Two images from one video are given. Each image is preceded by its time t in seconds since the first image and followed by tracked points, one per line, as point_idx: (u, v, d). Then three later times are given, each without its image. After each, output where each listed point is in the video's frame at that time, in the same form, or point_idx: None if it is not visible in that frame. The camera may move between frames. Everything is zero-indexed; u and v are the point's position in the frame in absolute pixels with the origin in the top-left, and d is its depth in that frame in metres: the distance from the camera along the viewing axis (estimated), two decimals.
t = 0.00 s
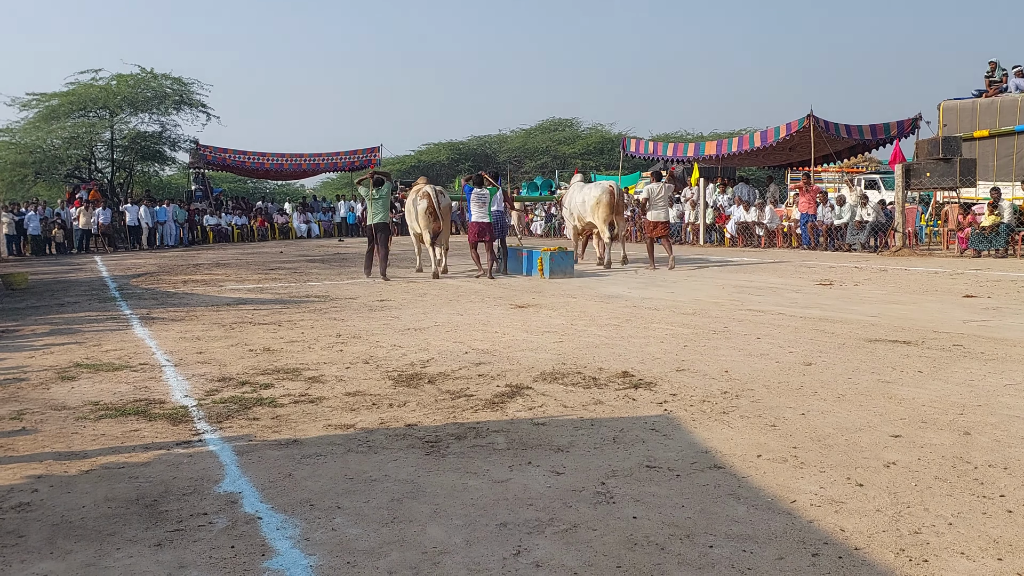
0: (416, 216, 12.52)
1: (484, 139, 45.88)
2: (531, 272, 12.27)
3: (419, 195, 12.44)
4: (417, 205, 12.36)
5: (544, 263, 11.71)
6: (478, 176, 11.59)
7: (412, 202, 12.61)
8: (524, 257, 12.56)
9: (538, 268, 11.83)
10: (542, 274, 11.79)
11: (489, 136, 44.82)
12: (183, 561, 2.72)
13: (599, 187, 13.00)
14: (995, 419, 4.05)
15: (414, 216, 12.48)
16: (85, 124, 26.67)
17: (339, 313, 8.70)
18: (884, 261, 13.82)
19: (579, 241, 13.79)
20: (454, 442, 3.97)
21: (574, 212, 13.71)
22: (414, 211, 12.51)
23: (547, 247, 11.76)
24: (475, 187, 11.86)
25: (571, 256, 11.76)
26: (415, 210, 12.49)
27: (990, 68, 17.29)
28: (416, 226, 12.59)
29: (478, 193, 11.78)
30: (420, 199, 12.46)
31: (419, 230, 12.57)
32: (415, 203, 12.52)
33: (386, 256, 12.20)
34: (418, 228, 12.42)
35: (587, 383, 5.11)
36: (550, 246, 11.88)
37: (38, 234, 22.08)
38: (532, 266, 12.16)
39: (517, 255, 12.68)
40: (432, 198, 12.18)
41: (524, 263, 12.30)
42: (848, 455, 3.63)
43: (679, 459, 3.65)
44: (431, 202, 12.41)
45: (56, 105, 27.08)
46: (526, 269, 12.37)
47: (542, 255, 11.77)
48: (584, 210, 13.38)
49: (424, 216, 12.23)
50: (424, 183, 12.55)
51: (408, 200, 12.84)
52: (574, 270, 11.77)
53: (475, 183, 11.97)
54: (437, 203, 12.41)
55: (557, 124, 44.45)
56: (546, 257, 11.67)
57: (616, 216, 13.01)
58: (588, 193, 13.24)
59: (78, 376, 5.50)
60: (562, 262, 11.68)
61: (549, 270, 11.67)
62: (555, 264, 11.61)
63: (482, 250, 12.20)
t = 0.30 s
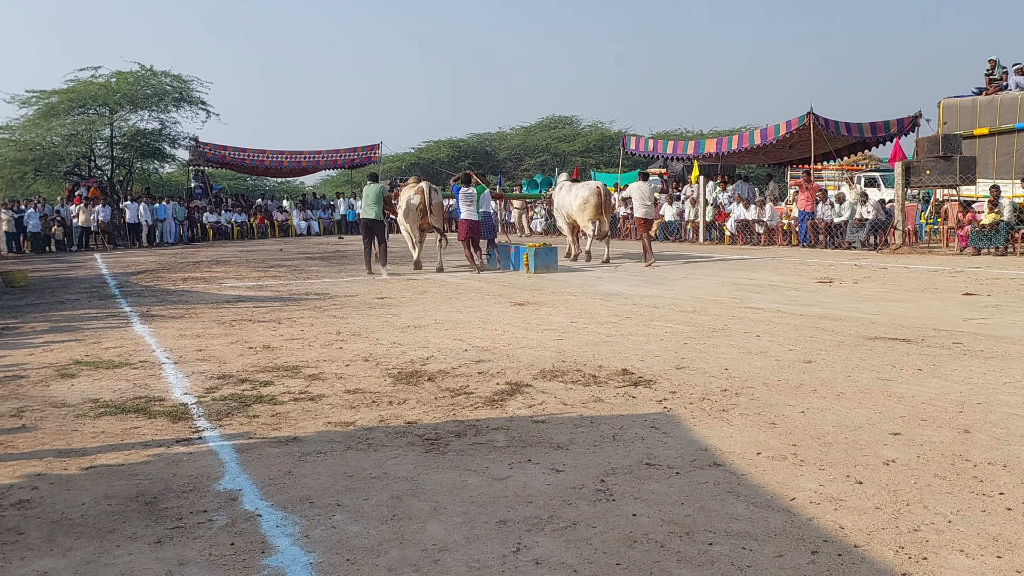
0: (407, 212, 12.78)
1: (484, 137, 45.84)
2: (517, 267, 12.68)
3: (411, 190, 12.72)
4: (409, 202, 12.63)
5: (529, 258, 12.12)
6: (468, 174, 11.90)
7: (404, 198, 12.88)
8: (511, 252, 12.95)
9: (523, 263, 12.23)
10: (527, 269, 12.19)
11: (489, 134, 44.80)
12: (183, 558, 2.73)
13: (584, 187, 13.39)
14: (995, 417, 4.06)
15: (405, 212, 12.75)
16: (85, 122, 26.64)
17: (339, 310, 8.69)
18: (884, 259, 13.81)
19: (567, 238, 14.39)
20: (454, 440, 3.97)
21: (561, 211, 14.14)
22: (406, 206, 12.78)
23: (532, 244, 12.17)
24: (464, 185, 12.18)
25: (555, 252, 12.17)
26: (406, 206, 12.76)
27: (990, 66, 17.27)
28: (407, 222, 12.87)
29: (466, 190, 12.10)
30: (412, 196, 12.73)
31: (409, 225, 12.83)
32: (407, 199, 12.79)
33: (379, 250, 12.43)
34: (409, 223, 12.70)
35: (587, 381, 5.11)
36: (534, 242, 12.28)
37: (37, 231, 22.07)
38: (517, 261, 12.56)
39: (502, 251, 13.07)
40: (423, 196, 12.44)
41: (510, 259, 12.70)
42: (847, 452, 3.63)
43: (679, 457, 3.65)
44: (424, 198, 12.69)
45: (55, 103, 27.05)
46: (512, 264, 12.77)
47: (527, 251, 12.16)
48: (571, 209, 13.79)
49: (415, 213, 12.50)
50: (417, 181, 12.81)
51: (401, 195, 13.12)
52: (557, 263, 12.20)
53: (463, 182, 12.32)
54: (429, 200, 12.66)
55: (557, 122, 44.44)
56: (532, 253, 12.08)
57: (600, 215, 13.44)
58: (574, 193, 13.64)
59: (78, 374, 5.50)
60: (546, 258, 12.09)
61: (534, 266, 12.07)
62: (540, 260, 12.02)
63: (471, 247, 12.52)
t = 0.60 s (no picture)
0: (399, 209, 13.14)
1: (485, 135, 45.83)
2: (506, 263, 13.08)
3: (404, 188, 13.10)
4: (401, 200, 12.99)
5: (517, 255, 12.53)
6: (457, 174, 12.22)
7: (398, 196, 13.25)
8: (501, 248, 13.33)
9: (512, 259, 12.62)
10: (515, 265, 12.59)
11: (490, 132, 44.78)
12: (184, 556, 2.73)
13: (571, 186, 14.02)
14: (996, 415, 4.06)
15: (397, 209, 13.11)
16: (85, 120, 26.64)
17: (340, 308, 8.70)
18: (885, 257, 13.80)
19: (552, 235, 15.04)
20: (454, 438, 3.98)
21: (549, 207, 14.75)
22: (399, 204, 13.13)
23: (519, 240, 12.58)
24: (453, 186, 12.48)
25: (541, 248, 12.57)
26: (399, 204, 13.12)
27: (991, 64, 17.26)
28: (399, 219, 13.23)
29: (456, 191, 12.40)
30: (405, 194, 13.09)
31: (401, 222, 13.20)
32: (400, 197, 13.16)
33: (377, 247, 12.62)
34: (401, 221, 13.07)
35: (587, 379, 5.11)
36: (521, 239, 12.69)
37: (38, 229, 22.08)
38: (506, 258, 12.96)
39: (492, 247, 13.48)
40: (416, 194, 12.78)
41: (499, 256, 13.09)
42: (848, 451, 3.63)
43: (679, 455, 3.65)
44: (417, 196, 13.05)
45: (56, 100, 27.08)
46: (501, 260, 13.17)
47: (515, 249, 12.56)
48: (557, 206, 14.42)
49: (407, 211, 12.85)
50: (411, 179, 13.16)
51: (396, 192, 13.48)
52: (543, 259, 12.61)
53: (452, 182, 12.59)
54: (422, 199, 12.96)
55: (558, 120, 44.41)
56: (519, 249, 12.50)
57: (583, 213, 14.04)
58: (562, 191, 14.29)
59: (79, 372, 5.51)
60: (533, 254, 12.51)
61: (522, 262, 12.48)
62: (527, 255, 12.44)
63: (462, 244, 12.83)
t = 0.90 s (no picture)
0: (394, 209, 13.22)
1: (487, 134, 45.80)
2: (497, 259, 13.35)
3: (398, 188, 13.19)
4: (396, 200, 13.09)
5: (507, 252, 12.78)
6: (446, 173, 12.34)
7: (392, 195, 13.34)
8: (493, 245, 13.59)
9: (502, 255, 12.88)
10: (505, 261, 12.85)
11: (491, 131, 44.76)
12: (185, 554, 2.73)
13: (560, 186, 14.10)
14: (997, 415, 4.06)
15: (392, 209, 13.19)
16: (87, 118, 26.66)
17: (341, 307, 8.70)
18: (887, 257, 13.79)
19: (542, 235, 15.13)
20: (456, 436, 3.98)
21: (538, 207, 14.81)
22: (393, 204, 13.22)
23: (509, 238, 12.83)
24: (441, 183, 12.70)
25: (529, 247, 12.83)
26: (393, 203, 13.21)
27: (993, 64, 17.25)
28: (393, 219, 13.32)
29: (446, 190, 12.50)
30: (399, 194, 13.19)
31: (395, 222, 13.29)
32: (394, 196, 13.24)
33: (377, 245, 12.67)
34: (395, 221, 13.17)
35: (588, 378, 5.11)
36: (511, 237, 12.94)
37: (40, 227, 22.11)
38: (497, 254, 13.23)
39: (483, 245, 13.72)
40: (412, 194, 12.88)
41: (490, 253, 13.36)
42: (849, 450, 3.63)
43: (680, 454, 3.65)
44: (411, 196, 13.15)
45: (58, 99, 27.10)
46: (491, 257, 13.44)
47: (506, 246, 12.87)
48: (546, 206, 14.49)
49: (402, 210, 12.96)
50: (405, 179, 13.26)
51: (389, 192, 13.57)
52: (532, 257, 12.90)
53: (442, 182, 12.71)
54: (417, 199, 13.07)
55: (560, 119, 44.37)
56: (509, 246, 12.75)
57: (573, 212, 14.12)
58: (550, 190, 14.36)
59: (81, 370, 5.51)
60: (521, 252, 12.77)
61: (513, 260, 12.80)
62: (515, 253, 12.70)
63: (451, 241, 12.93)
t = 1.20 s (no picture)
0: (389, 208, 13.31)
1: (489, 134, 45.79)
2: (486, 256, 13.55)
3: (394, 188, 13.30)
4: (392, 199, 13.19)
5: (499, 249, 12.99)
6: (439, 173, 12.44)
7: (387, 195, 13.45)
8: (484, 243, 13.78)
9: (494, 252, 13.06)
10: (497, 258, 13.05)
11: (493, 131, 44.74)
12: (187, 553, 2.73)
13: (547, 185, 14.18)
14: (999, 415, 4.06)
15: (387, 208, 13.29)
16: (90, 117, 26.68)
17: (342, 306, 8.70)
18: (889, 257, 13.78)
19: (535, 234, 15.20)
20: (457, 436, 3.98)
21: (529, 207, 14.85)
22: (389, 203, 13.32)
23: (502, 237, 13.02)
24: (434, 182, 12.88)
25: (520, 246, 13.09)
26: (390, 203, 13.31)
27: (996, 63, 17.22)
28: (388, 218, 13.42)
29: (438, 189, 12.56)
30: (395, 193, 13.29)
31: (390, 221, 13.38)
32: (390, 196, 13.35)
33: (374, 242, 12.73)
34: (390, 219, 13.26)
35: (590, 378, 5.11)
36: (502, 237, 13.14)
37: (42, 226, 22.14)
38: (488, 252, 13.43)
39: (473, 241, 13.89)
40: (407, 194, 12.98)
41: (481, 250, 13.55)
42: (850, 451, 3.63)
43: (681, 454, 3.65)
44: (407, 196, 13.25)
45: (60, 98, 27.12)
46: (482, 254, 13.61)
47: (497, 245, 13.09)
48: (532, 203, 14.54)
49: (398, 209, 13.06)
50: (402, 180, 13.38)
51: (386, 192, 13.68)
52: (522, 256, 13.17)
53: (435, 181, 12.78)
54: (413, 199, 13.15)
55: (562, 119, 44.35)
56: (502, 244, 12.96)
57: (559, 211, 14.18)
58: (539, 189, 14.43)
59: (83, 369, 5.52)
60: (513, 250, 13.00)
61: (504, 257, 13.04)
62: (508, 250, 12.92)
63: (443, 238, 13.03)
